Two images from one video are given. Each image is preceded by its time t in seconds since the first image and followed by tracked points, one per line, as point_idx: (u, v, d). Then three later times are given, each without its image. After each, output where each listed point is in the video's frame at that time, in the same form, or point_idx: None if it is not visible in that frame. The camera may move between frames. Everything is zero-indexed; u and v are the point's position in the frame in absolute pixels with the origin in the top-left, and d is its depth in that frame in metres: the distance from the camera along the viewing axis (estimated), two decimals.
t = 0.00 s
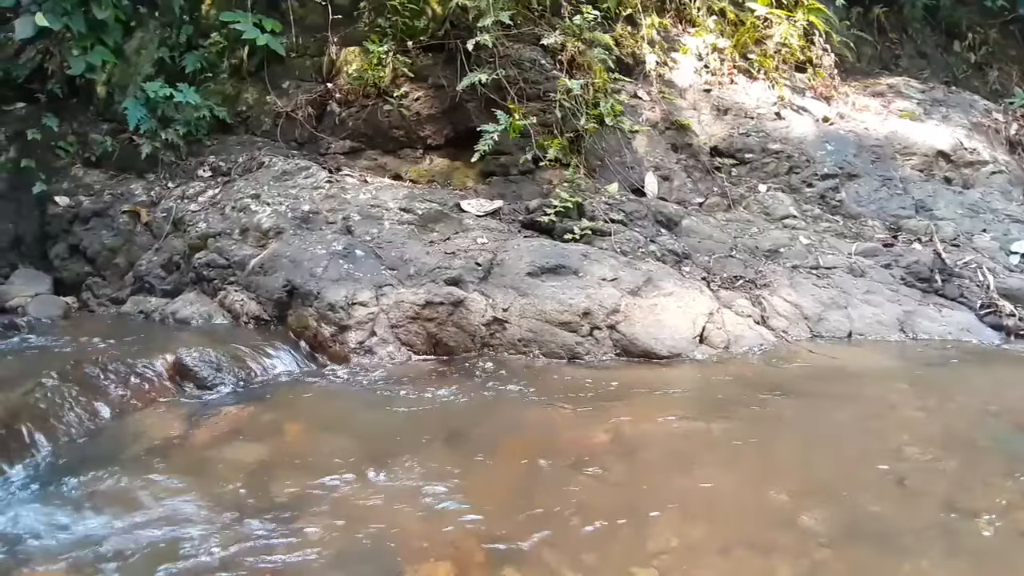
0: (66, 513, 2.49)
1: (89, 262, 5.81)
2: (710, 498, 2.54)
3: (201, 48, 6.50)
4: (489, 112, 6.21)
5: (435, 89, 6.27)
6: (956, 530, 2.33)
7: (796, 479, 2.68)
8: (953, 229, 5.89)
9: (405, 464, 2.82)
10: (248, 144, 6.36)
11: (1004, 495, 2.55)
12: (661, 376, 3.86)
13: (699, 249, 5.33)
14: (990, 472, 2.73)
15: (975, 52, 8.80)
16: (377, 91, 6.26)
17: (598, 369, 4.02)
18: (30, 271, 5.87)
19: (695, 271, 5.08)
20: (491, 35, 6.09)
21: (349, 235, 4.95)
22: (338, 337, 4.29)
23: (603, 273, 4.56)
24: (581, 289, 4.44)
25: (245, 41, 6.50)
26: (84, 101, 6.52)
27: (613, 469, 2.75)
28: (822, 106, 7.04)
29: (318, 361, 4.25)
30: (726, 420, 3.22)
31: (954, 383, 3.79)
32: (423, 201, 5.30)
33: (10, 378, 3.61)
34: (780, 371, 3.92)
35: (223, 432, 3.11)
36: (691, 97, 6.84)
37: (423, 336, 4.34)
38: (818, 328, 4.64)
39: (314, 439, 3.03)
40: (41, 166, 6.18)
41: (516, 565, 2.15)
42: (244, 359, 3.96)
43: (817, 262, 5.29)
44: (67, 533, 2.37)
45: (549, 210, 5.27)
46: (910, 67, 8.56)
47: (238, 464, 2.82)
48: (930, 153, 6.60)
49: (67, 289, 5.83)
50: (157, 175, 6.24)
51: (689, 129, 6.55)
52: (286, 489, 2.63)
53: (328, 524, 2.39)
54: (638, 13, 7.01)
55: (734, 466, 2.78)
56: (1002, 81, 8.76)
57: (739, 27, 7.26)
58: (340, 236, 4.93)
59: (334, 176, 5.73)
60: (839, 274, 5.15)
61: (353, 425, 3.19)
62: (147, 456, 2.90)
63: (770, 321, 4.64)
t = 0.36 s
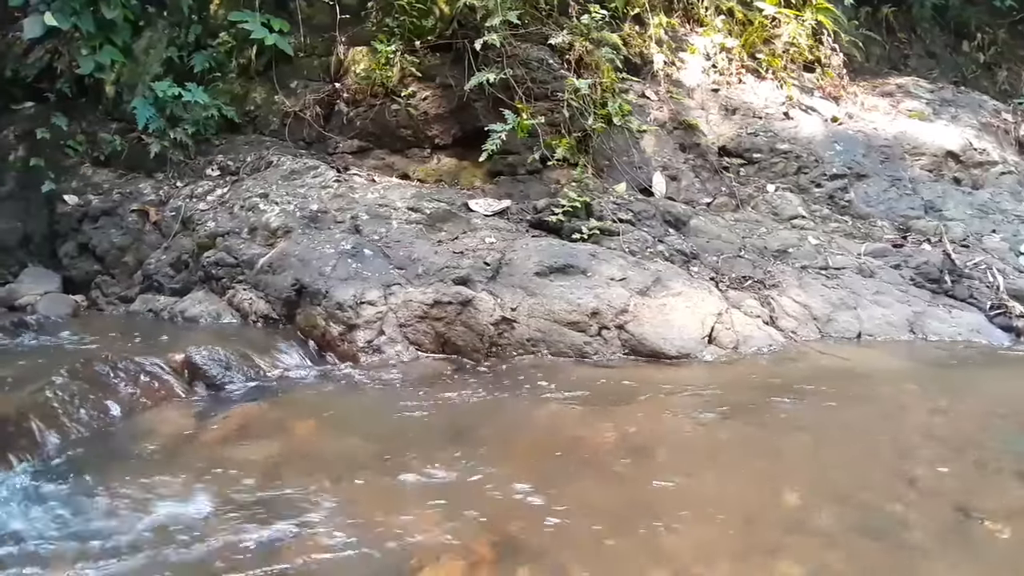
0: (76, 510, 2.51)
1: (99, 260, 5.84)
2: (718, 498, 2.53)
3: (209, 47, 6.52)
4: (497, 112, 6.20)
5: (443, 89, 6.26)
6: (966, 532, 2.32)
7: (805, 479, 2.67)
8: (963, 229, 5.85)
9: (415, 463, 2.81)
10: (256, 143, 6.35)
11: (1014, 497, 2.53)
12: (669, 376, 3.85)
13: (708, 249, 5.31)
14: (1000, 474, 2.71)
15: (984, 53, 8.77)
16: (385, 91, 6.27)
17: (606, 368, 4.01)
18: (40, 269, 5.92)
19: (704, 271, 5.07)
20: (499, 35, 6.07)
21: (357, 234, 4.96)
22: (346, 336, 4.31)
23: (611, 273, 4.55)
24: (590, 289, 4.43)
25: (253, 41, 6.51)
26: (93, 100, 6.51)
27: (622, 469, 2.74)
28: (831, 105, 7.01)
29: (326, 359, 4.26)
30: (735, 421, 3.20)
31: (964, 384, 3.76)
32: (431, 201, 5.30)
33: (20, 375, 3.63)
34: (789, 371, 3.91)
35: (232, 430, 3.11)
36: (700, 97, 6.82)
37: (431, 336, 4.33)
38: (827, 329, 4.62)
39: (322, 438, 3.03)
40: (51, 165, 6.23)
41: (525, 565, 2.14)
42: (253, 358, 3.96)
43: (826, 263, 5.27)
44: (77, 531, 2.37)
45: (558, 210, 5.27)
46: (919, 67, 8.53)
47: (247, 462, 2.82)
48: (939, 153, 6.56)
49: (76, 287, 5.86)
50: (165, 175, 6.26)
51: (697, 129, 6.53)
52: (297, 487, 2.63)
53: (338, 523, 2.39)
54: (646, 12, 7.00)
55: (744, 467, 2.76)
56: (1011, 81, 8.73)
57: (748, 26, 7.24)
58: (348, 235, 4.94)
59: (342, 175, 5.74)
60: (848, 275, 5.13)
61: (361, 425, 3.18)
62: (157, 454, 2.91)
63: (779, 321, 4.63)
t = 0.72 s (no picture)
0: (83, 510, 2.52)
1: (105, 261, 5.85)
2: (728, 498, 2.52)
3: (215, 49, 6.54)
4: (502, 112, 6.17)
5: (447, 89, 6.26)
6: (978, 532, 2.30)
7: (814, 479, 2.66)
8: (970, 228, 5.83)
9: (422, 463, 2.81)
10: (262, 144, 6.36)
11: None
12: (676, 376, 3.84)
13: (714, 248, 5.29)
14: (1011, 474, 2.69)
15: (990, 50, 8.74)
16: (390, 91, 6.27)
17: (614, 368, 4.00)
18: (45, 270, 5.94)
19: (710, 270, 5.05)
20: (504, 34, 6.07)
21: (363, 234, 4.95)
22: (353, 336, 4.31)
23: (618, 273, 4.54)
24: (597, 289, 4.42)
25: (258, 42, 6.53)
26: (98, 101, 6.53)
27: (630, 469, 2.73)
28: (837, 103, 6.98)
29: (333, 359, 4.26)
30: (743, 421, 3.19)
31: (973, 383, 3.74)
32: (437, 201, 5.29)
33: (27, 376, 3.64)
34: (797, 370, 3.89)
35: (239, 430, 3.11)
36: (705, 96, 6.81)
37: (438, 335, 4.34)
38: (834, 328, 4.60)
39: (330, 438, 3.03)
40: (56, 166, 6.23)
41: (536, 565, 2.13)
42: (260, 358, 3.97)
43: (833, 262, 5.25)
44: (85, 531, 2.38)
45: (563, 210, 5.26)
46: (925, 65, 8.50)
47: (256, 462, 2.83)
48: (946, 151, 6.54)
49: (82, 288, 5.87)
50: (171, 175, 6.26)
51: (702, 127, 6.51)
52: (304, 487, 2.63)
53: (347, 523, 2.38)
54: (651, 11, 6.98)
55: (753, 467, 2.75)
56: (1017, 79, 8.71)
57: (753, 25, 7.22)
58: (354, 235, 4.94)
59: (348, 175, 5.74)
60: (855, 274, 5.11)
61: (367, 425, 3.18)
62: (164, 455, 2.91)
63: (786, 320, 4.61)
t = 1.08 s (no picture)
0: (95, 509, 2.53)
1: (116, 261, 5.88)
2: (741, 500, 2.50)
3: (224, 49, 6.55)
4: (510, 111, 6.16)
5: (456, 88, 6.26)
6: (994, 533, 2.28)
7: (827, 480, 2.65)
8: (982, 227, 5.79)
9: (433, 463, 2.81)
10: (271, 144, 6.37)
11: None
12: (687, 376, 3.83)
13: (724, 248, 5.28)
14: None
15: (1001, 49, 8.70)
16: (398, 91, 6.27)
17: (625, 368, 3.99)
18: (57, 270, 5.98)
19: (720, 270, 5.04)
20: (513, 33, 6.07)
21: (373, 234, 4.96)
22: (363, 336, 4.32)
23: (628, 273, 4.53)
24: (607, 288, 4.41)
25: (267, 42, 6.55)
26: (108, 102, 6.53)
27: (641, 469, 2.73)
28: (847, 102, 6.95)
29: (343, 359, 4.27)
30: (754, 421, 3.17)
31: (986, 383, 3.71)
32: (446, 201, 5.30)
33: (40, 375, 3.66)
34: (808, 371, 3.88)
35: (250, 430, 3.12)
36: (714, 95, 6.79)
37: (448, 335, 4.34)
38: (845, 328, 4.58)
39: (341, 437, 3.04)
40: (67, 167, 6.27)
41: (550, 566, 2.12)
42: (271, 357, 3.98)
43: (844, 261, 5.22)
44: (96, 531, 2.38)
45: (573, 209, 5.26)
46: (936, 63, 8.46)
47: (267, 461, 2.83)
48: (957, 150, 6.50)
49: (93, 288, 5.90)
50: (181, 176, 6.28)
51: (712, 127, 6.49)
52: (315, 486, 2.63)
53: (358, 523, 2.38)
54: (659, 10, 6.95)
55: (765, 468, 2.73)
56: None
57: (762, 23, 7.20)
58: (364, 235, 4.94)
59: (357, 175, 5.75)
60: (867, 273, 5.08)
61: (377, 425, 3.19)
62: (176, 454, 2.92)
63: (797, 320, 4.59)
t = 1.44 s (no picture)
0: (105, 508, 2.54)
1: (124, 260, 5.90)
2: (754, 500, 2.48)
3: (232, 49, 6.57)
4: (518, 110, 6.13)
5: (464, 87, 6.24)
6: (1009, 533, 2.26)
7: (839, 479, 2.63)
8: (993, 225, 5.75)
9: (444, 462, 2.81)
10: (279, 143, 6.38)
11: None
12: (697, 375, 3.82)
13: (733, 247, 5.26)
14: None
15: (1010, 46, 8.72)
16: (406, 90, 6.26)
17: (634, 368, 3.98)
18: (66, 270, 5.99)
19: (730, 269, 5.01)
20: (521, 32, 6.04)
21: (381, 233, 4.96)
22: (372, 336, 4.32)
23: (638, 271, 4.52)
24: (617, 288, 4.40)
25: (275, 43, 6.57)
26: (117, 102, 6.57)
27: (652, 469, 2.71)
28: (856, 100, 6.91)
29: (351, 359, 4.27)
30: (765, 421, 3.16)
31: (999, 382, 3.69)
32: (454, 200, 5.29)
33: (49, 375, 3.66)
34: (819, 371, 3.85)
35: (261, 430, 3.12)
36: (723, 93, 6.76)
37: (457, 334, 4.34)
38: (856, 327, 4.56)
39: (351, 437, 3.04)
40: (76, 167, 6.28)
41: (563, 567, 2.11)
42: (280, 357, 3.97)
43: (854, 260, 5.20)
44: (108, 529, 2.39)
45: (581, 208, 5.25)
46: (945, 60, 8.42)
47: (278, 461, 2.83)
48: (967, 148, 6.46)
49: (102, 287, 5.91)
50: (189, 175, 6.30)
51: (719, 125, 6.48)
52: (326, 486, 2.63)
53: (371, 523, 2.38)
54: (667, 8, 6.92)
55: (777, 468, 2.72)
56: None
57: (771, 21, 7.15)
58: (372, 234, 4.94)
59: (365, 175, 5.75)
60: (877, 272, 5.05)
61: (387, 424, 3.19)
62: (186, 453, 2.92)
63: (808, 319, 4.57)
